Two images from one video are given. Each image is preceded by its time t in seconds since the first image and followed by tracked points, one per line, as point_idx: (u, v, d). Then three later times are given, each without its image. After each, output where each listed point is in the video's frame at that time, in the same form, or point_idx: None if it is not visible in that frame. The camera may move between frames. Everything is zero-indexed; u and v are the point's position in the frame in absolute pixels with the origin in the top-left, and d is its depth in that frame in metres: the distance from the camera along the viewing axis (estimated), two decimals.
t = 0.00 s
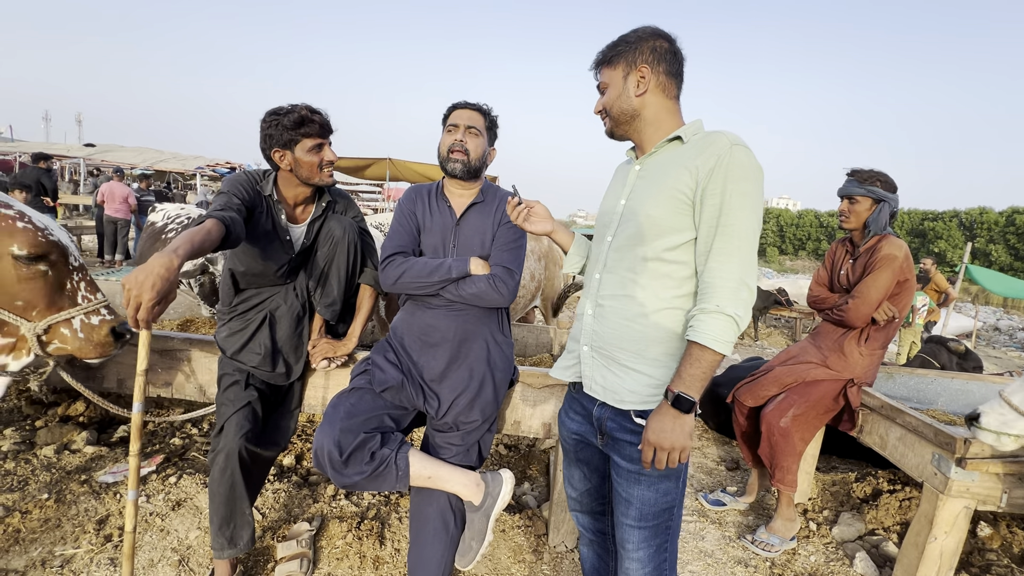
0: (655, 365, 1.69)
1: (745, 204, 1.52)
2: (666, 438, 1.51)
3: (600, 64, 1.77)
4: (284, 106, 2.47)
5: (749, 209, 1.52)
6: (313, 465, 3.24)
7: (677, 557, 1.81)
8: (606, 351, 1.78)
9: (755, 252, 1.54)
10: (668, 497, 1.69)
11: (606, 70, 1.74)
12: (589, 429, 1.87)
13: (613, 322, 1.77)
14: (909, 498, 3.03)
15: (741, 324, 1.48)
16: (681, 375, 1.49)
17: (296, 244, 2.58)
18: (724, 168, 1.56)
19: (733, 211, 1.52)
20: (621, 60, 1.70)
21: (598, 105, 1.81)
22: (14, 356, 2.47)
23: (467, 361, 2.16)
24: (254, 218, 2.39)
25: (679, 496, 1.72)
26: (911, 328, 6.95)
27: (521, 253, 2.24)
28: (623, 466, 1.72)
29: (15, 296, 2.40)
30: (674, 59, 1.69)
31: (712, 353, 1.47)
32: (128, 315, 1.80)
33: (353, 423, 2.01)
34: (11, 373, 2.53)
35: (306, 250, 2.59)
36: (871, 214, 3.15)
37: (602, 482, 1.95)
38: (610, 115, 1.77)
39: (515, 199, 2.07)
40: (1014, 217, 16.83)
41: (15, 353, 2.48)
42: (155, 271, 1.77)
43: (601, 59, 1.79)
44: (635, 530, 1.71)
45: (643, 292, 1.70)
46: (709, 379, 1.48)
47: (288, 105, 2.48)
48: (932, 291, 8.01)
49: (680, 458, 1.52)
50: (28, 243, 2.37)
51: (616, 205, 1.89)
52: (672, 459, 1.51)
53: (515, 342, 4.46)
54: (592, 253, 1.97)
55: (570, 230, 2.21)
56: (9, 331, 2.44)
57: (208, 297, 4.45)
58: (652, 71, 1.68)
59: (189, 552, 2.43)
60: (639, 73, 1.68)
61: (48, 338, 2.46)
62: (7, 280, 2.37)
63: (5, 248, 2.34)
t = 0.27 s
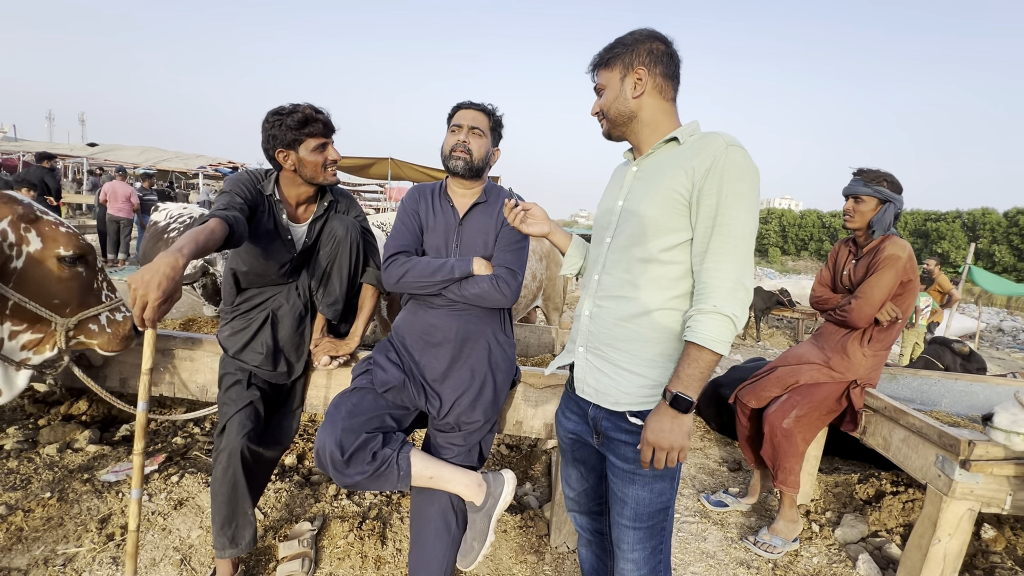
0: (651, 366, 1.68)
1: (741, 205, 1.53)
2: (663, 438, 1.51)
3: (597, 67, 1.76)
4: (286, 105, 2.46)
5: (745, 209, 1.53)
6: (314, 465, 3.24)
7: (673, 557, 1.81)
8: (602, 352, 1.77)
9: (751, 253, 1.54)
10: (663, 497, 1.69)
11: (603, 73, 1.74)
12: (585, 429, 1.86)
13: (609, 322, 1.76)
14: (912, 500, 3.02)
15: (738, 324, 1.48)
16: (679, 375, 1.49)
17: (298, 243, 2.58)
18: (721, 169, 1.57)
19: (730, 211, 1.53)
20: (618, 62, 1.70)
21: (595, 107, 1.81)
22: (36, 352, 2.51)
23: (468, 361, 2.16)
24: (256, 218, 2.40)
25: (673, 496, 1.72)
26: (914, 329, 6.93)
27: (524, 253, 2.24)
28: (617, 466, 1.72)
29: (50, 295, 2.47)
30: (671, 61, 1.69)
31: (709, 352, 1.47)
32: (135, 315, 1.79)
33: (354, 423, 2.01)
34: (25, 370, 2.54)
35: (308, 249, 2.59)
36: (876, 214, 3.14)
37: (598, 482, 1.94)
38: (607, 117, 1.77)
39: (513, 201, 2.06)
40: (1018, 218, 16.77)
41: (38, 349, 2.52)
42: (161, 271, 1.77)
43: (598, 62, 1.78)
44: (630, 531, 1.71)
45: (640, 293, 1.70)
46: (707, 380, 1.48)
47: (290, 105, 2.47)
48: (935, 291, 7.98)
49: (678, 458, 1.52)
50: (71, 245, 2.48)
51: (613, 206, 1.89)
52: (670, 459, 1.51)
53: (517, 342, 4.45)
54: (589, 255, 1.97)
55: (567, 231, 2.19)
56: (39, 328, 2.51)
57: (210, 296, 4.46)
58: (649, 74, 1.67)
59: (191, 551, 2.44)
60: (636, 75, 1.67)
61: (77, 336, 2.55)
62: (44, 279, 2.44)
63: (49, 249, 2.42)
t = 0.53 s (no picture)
0: (651, 365, 1.68)
1: (741, 204, 1.52)
2: (662, 436, 1.51)
3: (596, 68, 1.76)
4: (289, 105, 2.46)
5: (745, 208, 1.52)
6: (316, 464, 3.24)
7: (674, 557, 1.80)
8: (602, 351, 1.77)
9: (751, 252, 1.53)
10: (664, 497, 1.68)
11: (602, 73, 1.73)
12: (586, 429, 1.86)
13: (609, 322, 1.76)
14: (915, 501, 3.01)
15: (737, 322, 1.47)
16: (678, 372, 1.48)
17: (301, 243, 2.58)
18: (720, 168, 1.57)
19: (729, 210, 1.52)
20: (617, 63, 1.69)
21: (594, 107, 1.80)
22: (47, 348, 2.62)
23: (470, 360, 2.15)
24: (258, 217, 2.40)
25: (675, 496, 1.72)
26: (917, 329, 6.91)
27: (526, 253, 2.24)
28: (618, 466, 1.72)
29: (71, 295, 2.62)
30: (669, 61, 1.69)
31: (709, 351, 1.46)
32: (140, 316, 1.79)
33: (355, 422, 2.01)
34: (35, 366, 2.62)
35: (311, 249, 2.59)
36: (880, 214, 3.12)
37: (599, 482, 1.94)
38: (606, 117, 1.76)
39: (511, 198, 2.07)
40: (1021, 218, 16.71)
41: (48, 346, 2.62)
42: (166, 270, 1.77)
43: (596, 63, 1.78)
44: (632, 531, 1.70)
45: (639, 292, 1.70)
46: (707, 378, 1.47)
47: (293, 105, 2.47)
48: (939, 292, 7.95)
49: (678, 456, 1.52)
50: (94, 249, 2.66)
51: (613, 206, 1.89)
52: (670, 457, 1.51)
53: (519, 342, 4.45)
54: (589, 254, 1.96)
55: (564, 227, 2.21)
56: (56, 326, 2.62)
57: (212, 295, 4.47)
58: (648, 74, 1.67)
59: (193, 550, 2.44)
60: (636, 75, 1.67)
61: (91, 335, 2.69)
62: (67, 281, 2.58)
63: (75, 252, 2.58)
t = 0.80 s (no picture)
0: (654, 364, 1.68)
1: (745, 203, 1.52)
2: (668, 436, 1.50)
3: (598, 68, 1.75)
4: (293, 104, 2.46)
5: (748, 207, 1.52)
6: (318, 463, 3.24)
7: (676, 557, 1.80)
8: (605, 351, 1.76)
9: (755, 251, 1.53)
10: (667, 497, 1.68)
11: (604, 73, 1.73)
12: (589, 428, 1.86)
13: (612, 321, 1.75)
14: (918, 502, 3.00)
15: (742, 321, 1.47)
16: (683, 372, 1.48)
17: (303, 242, 2.58)
18: (723, 167, 1.56)
19: (733, 209, 1.52)
20: (618, 63, 1.69)
21: (596, 108, 1.80)
22: (49, 343, 2.70)
23: (472, 360, 2.15)
24: (261, 216, 2.40)
25: (677, 496, 1.72)
26: (920, 330, 6.89)
27: (528, 253, 2.24)
28: (621, 465, 1.71)
29: (75, 292, 2.74)
30: (672, 61, 1.68)
31: (713, 350, 1.46)
32: (142, 314, 1.79)
33: (358, 421, 2.01)
34: (37, 360, 2.67)
35: (313, 248, 2.59)
36: (884, 214, 3.11)
37: (602, 482, 1.94)
38: (608, 118, 1.76)
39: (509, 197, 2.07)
40: None
41: (51, 341, 2.71)
42: (167, 268, 1.78)
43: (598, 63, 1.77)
44: (634, 530, 1.70)
45: (643, 291, 1.69)
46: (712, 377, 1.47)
47: (297, 104, 2.47)
48: (941, 292, 7.92)
49: (683, 455, 1.52)
50: (99, 247, 2.81)
51: (615, 205, 1.88)
52: (675, 457, 1.50)
53: (521, 341, 4.44)
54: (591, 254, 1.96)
55: (564, 228, 2.20)
56: (61, 322, 2.71)
57: (215, 294, 4.47)
58: (650, 74, 1.67)
59: (195, 548, 2.44)
60: (638, 75, 1.66)
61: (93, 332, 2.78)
62: (74, 277, 2.72)
63: (82, 250, 2.72)
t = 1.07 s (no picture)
0: (659, 364, 1.67)
1: (748, 203, 1.52)
2: (679, 437, 1.50)
3: (600, 68, 1.75)
4: (296, 104, 2.47)
5: (752, 206, 1.52)
6: (320, 462, 3.25)
7: (679, 557, 1.80)
8: (609, 351, 1.76)
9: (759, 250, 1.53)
10: (670, 496, 1.68)
11: (606, 73, 1.73)
12: (591, 428, 1.86)
13: (616, 321, 1.75)
14: (920, 502, 2.99)
15: (747, 321, 1.47)
16: (691, 373, 1.48)
17: (306, 241, 2.58)
18: (726, 166, 1.56)
19: (736, 209, 1.52)
20: (621, 63, 1.69)
21: (599, 108, 1.80)
22: (47, 337, 2.70)
23: (475, 360, 2.15)
24: (263, 215, 2.40)
25: (680, 496, 1.72)
26: (922, 330, 6.88)
27: (530, 253, 2.24)
28: (624, 465, 1.71)
29: (75, 287, 2.76)
30: (674, 61, 1.68)
31: (719, 350, 1.46)
32: (143, 312, 1.80)
33: (361, 421, 2.01)
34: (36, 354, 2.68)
35: (316, 247, 2.60)
36: (887, 214, 3.11)
37: (604, 482, 1.94)
38: (611, 118, 1.76)
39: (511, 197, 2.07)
40: None
41: (48, 336, 2.70)
42: (165, 266, 1.78)
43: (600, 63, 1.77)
44: (637, 530, 1.70)
45: (646, 290, 1.69)
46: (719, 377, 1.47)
47: (300, 104, 2.47)
48: (943, 292, 7.90)
49: (694, 455, 1.52)
50: (96, 243, 2.87)
51: (617, 205, 1.88)
52: (686, 457, 1.51)
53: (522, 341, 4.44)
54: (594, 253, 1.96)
55: (566, 227, 2.19)
56: (60, 317, 2.72)
57: (217, 294, 4.48)
58: (653, 74, 1.67)
59: (198, 547, 2.45)
60: (641, 75, 1.66)
61: (90, 328, 2.80)
62: (73, 273, 2.75)
63: (82, 245, 2.77)
